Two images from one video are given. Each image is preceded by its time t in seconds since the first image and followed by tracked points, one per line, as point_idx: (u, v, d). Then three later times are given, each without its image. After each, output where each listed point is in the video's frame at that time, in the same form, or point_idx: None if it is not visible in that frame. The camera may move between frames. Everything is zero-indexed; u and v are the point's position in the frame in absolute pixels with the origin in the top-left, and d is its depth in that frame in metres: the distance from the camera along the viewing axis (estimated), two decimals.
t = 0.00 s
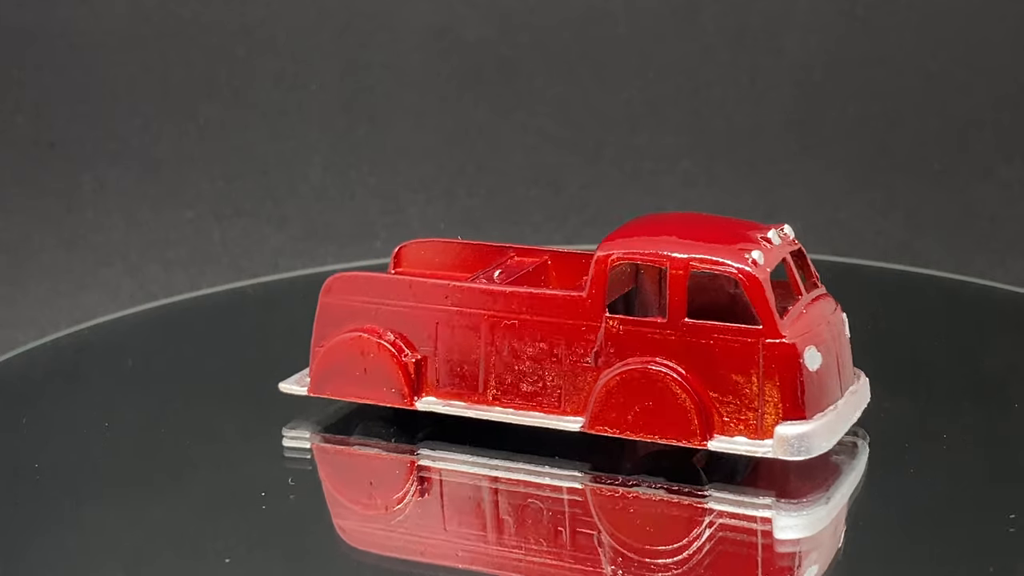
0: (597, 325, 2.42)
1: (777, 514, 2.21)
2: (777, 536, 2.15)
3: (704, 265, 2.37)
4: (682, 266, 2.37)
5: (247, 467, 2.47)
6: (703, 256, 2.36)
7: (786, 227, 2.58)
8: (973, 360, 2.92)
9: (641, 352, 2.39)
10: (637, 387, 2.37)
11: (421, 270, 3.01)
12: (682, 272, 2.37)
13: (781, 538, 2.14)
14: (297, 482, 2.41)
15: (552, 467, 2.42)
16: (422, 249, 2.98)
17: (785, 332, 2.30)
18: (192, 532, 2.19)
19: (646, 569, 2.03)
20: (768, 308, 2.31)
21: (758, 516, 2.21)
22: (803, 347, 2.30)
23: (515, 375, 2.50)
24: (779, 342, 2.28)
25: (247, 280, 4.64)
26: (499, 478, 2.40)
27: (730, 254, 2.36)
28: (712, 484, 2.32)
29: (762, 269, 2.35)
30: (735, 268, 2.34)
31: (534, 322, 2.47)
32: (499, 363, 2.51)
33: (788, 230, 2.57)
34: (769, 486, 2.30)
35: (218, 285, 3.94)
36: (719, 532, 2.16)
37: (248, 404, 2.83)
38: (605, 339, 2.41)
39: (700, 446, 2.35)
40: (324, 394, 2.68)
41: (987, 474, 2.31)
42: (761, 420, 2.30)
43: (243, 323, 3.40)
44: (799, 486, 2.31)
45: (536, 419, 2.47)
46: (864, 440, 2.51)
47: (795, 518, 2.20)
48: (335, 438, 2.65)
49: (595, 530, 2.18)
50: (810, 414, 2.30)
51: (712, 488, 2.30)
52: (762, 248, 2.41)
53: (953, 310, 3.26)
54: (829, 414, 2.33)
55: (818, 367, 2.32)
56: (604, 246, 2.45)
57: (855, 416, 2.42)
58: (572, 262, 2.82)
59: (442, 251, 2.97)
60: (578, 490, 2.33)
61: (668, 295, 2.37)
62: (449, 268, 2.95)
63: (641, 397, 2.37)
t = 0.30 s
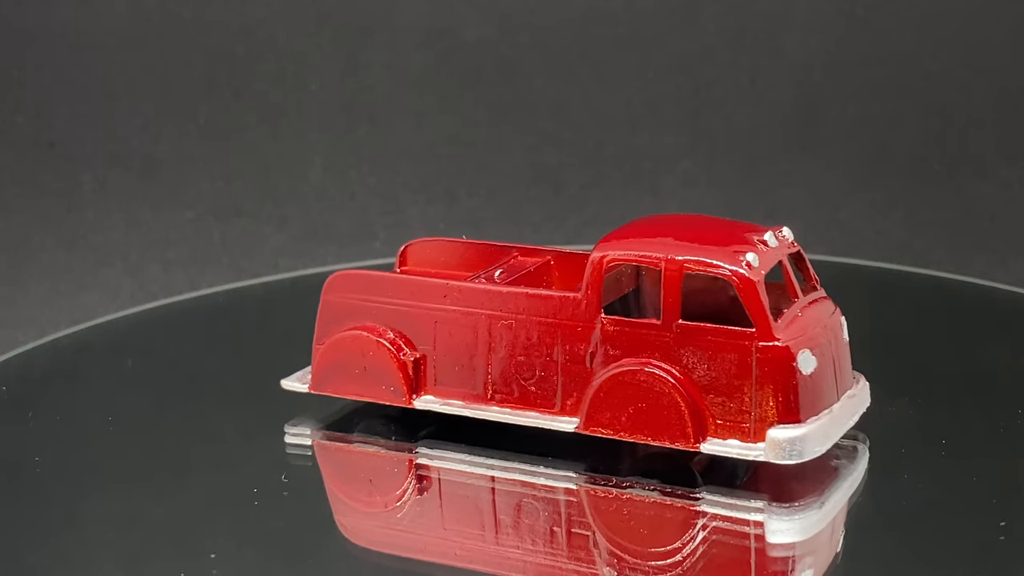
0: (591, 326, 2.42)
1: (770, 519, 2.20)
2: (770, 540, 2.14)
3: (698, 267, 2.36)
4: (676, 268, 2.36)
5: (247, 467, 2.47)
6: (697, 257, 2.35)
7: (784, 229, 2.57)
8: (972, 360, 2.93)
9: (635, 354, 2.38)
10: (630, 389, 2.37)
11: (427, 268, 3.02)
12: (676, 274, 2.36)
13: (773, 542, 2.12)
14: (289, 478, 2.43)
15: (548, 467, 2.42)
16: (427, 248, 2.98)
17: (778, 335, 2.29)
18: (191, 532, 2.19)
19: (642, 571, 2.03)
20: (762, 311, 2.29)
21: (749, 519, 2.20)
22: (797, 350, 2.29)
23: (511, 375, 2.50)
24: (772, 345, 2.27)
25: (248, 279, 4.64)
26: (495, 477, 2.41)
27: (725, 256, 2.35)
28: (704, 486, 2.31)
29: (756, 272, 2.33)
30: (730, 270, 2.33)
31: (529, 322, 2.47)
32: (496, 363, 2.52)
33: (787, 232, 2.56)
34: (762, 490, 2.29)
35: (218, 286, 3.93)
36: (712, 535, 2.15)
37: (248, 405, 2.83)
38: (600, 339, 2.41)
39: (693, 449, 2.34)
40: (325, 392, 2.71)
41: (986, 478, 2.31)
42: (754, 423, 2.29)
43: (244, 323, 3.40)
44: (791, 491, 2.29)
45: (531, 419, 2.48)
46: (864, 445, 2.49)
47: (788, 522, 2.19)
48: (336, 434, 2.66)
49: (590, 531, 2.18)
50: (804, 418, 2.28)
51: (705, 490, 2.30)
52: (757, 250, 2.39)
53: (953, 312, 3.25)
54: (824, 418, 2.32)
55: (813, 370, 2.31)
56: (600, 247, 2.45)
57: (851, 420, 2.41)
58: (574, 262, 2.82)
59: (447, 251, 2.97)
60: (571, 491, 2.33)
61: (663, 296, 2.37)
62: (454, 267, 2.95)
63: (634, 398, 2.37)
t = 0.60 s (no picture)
0: (585, 327, 2.42)
1: (760, 522, 2.18)
2: (760, 544, 2.12)
3: (691, 268, 2.34)
4: (669, 270, 2.35)
5: (247, 467, 2.47)
6: (689, 259, 2.34)
7: (782, 230, 2.54)
8: (972, 361, 2.93)
9: (628, 355, 2.38)
10: (622, 390, 2.36)
11: (432, 267, 3.02)
12: (668, 276, 2.34)
13: (763, 546, 2.11)
14: (282, 475, 2.44)
15: (542, 467, 2.43)
16: (432, 247, 2.98)
17: (770, 338, 2.27)
18: (191, 532, 2.19)
19: (636, 573, 2.03)
20: (754, 313, 2.28)
21: (738, 522, 2.19)
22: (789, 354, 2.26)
23: (508, 375, 2.51)
24: (764, 348, 2.26)
25: (248, 279, 4.64)
26: (489, 476, 2.42)
27: (718, 258, 2.33)
28: (696, 489, 2.30)
29: (749, 274, 2.32)
30: (722, 273, 2.32)
31: (525, 322, 2.47)
32: (492, 362, 2.52)
33: (785, 233, 2.53)
34: (754, 492, 2.28)
35: (218, 286, 3.93)
36: (704, 537, 2.14)
37: (248, 405, 2.83)
38: (595, 340, 2.41)
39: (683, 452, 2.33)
40: (325, 389, 2.72)
41: (986, 479, 2.31)
42: (745, 427, 2.27)
43: (243, 324, 3.40)
44: (782, 494, 2.27)
45: (526, 419, 2.48)
46: (863, 451, 2.46)
47: (779, 526, 2.17)
48: (337, 431, 2.68)
49: (585, 532, 2.18)
50: (794, 422, 2.26)
51: (697, 493, 2.29)
52: (751, 252, 2.37)
53: (953, 312, 3.25)
54: (815, 422, 2.29)
55: (805, 374, 2.28)
56: (595, 248, 2.44)
57: (846, 425, 2.38)
58: (576, 263, 2.81)
59: (452, 250, 2.97)
60: (564, 492, 2.34)
61: (656, 298, 2.35)
62: (460, 266, 2.95)
63: (626, 399, 2.36)
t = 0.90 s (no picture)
0: (581, 327, 2.42)
1: (751, 525, 2.17)
2: (751, 547, 2.11)
3: (685, 270, 2.34)
4: (662, 271, 2.34)
5: (248, 467, 2.47)
6: (682, 261, 2.34)
7: (780, 232, 2.52)
8: (971, 362, 2.93)
9: (623, 356, 2.37)
10: (615, 391, 2.36)
11: (437, 266, 3.02)
12: (660, 277, 2.34)
13: (755, 549, 2.10)
14: (275, 470, 2.46)
15: (536, 467, 2.43)
16: (438, 246, 2.99)
17: (763, 341, 2.25)
18: (192, 531, 2.19)
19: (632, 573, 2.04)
20: (747, 316, 2.26)
21: (728, 525, 2.18)
22: (781, 357, 2.24)
23: (505, 374, 2.51)
24: (756, 350, 2.24)
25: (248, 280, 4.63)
26: (484, 476, 2.42)
27: (711, 260, 2.32)
28: (690, 491, 2.29)
29: (743, 277, 2.30)
30: (715, 275, 2.31)
31: (523, 321, 2.48)
32: (490, 362, 2.52)
33: (783, 236, 2.51)
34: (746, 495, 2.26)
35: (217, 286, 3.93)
36: (696, 540, 2.14)
37: (248, 404, 2.83)
38: (590, 340, 2.41)
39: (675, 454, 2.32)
40: (325, 386, 2.73)
41: (985, 480, 2.31)
42: (736, 429, 2.26)
43: (243, 324, 3.39)
44: (774, 498, 2.26)
45: (522, 419, 2.48)
46: (861, 458, 2.44)
47: (771, 529, 2.16)
48: (338, 428, 2.69)
49: (579, 534, 2.18)
50: (786, 425, 2.24)
51: (689, 495, 2.28)
52: (746, 255, 2.36)
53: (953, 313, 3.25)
54: (809, 427, 2.27)
55: (798, 377, 2.26)
56: (590, 249, 2.45)
57: (841, 429, 2.36)
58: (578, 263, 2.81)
59: (456, 250, 2.97)
60: (559, 492, 2.34)
61: (649, 299, 2.35)
62: (464, 265, 2.95)
63: (619, 400, 2.35)
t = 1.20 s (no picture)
0: (577, 327, 2.41)
1: (743, 529, 2.16)
2: (743, 551, 2.10)
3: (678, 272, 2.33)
4: (655, 273, 2.33)
5: (246, 467, 2.47)
6: (675, 262, 2.32)
7: (778, 234, 2.50)
8: (972, 363, 2.92)
9: (617, 357, 2.37)
10: (608, 392, 2.35)
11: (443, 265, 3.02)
12: (653, 279, 2.33)
13: (746, 553, 2.09)
14: (270, 467, 2.47)
15: (532, 467, 2.43)
16: (443, 244, 2.99)
17: (756, 343, 2.23)
18: (190, 532, 2.19)
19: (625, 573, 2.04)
20: (740, 317, 2.24)
21: (719, 528, 2.17)
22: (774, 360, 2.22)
23: (503, 374, 2.51)
24: (749, 353, 2.22)
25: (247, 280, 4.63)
26: (480, 476, 2.43)
27: (704, 262, 2.31)
28: (683, 493, 2.28)
29: (736, 279, 2.28)
30: (708, 277, 2.29)
31: (519, 321, 2.48)
32: (487, 362, 2.52)
33: (782, 238, 2.48)
34: (738, 498, 2.25)
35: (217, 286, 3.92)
36: (689, 543, 2.13)
37: (247, 404, 2.83)
38: (586, 341, 2.40)
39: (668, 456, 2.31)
40: (327, 383, 2.75)
41: (985, 481, 2.30)
42: (729, 432, 2.24)
43: (243, 324, 3.39)
44: (768, 501, 2.24)
45: (518, 419, 2.48)
46: (861, 465, 2.40)
47: (763, 532, 2.14)
48: (339, 425, 2.70)
49: (574, 535, 2.18)
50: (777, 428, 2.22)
51: (682, 497, 2.27)
52: (741, 257, 2.34)
53: (955, 313, 3.25)
54: (801, 430, 2.24)
55: (792, 381, 2.24)
56: (585, 250, 2.44)
57: (836, 434, 2.33)
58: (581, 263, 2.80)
59: (461, 248, 2.97)
60: (554, 492, 2.34)
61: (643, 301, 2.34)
62: (469, 264, 2.95)
63: (612, 402, 2.34)
